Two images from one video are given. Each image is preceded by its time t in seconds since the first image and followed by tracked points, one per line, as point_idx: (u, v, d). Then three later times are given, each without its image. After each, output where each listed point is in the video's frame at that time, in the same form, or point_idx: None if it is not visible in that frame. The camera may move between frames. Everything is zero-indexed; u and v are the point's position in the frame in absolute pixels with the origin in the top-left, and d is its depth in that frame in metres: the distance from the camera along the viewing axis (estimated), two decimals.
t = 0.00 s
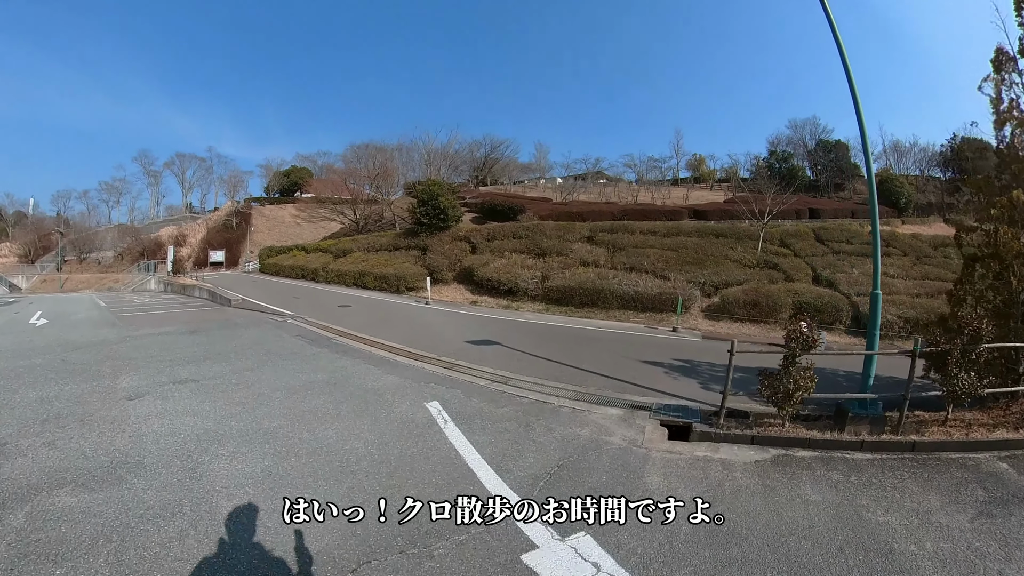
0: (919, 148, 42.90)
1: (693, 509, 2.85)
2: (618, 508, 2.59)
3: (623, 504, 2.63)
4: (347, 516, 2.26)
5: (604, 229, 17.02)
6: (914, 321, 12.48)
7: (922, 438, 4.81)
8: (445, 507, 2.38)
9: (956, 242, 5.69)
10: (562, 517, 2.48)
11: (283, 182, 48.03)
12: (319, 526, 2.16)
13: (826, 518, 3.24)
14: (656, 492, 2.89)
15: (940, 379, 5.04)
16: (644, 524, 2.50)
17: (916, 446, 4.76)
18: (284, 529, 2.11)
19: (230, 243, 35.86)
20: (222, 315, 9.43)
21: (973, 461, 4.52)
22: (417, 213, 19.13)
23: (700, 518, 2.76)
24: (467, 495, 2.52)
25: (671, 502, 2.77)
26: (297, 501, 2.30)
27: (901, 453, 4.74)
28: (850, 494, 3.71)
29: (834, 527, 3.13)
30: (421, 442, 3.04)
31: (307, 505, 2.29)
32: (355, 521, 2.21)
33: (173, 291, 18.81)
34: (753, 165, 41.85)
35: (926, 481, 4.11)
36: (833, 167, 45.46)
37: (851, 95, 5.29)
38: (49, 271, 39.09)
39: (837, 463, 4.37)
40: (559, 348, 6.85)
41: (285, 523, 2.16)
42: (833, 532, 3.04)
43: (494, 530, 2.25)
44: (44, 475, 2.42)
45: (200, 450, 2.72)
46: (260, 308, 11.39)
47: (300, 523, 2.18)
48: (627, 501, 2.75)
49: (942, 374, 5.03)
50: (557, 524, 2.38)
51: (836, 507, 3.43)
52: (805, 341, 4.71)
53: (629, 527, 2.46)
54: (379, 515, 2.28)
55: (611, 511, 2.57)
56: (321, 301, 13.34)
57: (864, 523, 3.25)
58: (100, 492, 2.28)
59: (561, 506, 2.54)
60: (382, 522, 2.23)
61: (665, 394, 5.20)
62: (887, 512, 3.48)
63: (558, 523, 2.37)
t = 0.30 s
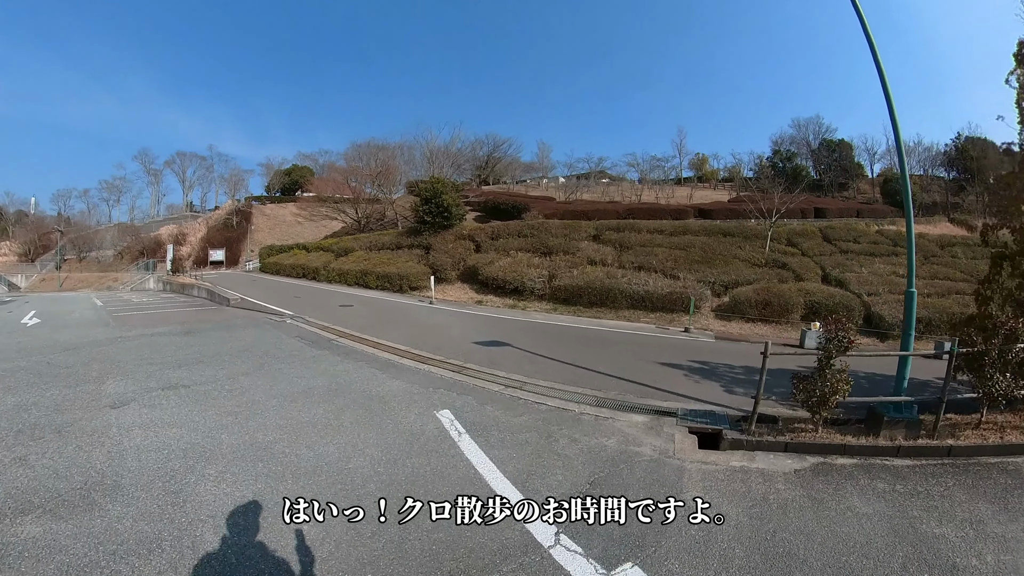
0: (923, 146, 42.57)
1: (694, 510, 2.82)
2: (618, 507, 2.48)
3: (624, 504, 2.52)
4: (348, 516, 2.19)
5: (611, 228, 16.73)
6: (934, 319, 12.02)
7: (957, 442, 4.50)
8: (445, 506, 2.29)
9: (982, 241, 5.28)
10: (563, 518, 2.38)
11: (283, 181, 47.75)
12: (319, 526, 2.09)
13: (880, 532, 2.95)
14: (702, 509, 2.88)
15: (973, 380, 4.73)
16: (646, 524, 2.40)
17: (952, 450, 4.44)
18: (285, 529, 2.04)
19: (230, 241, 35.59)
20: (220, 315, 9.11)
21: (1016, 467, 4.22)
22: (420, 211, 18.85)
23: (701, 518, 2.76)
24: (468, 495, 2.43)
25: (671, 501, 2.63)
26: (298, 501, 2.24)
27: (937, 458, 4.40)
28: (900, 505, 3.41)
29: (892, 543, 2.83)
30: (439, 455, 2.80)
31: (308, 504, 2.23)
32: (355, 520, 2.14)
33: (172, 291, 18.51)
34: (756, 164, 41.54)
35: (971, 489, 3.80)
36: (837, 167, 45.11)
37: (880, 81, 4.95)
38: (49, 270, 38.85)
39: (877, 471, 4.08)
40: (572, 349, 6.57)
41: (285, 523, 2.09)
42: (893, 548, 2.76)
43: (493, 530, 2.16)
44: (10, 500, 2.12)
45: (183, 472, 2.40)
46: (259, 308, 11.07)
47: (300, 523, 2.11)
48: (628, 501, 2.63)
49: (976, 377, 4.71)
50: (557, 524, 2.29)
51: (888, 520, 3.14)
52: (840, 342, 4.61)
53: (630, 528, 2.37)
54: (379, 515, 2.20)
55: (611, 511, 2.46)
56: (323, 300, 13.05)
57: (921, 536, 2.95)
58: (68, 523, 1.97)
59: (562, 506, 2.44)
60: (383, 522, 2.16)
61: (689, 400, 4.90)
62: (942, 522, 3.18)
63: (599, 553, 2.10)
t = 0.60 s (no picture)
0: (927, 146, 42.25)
1: (693, 509, 2.72)
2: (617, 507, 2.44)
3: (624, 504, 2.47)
4: (348, 516, 2.15)
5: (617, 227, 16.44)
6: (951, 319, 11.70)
7: (995, 450, 4.16)
8: (445, 506, 2.26)
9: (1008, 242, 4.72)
10: (562, 517, 2.34)
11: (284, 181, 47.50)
12: (318, 526, 2.05)
13: (940, 551, 2.63)
14: (751, 535, 2.55)
15: (1008, 386, 4.38)
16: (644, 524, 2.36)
17: (989, 459, 4.12)
18: (283, 529, 2.00)
19: (230, 241, 35.35)
20: (216, 318, 8.77)
21: None
22: (422, 211, 18.57)
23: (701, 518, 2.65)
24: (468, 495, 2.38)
25: (671, 501, 2.56)
26: (298, 501, 2.19)
27: (972, 467, 4.09)
28: (952, 519, 3.08)
29: (956, 564, 2.51)
30: (457, 480, 2.50)
31: (308, 505, 2.18)
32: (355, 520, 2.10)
33: (170, 292, 18.24)
34: (759, 163, 41.24)
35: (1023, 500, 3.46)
36: (840, 167, 44.73)
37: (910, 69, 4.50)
38: (48, 271, 38.65)
39: (919, 482, 3.70)
40: (586, 353, 6.25)
41: (285, 524, 2.06)
42: (958, 570, 2.44)
43: (492, 530, 2.13)
44: None
45: (159, 506, 2.07)
46: (258, 309, 10.78)
47: (300, 524, 2.07)
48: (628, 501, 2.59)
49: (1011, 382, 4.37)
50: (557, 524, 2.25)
51: (944, 537, 2.82)
52: (880, 348, 4.35)
53: (630, 527, 2.32)
54: (380, 515, 2.16)
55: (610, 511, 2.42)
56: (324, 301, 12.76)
57: (980, 555, 2.63)
58: (17, 573, 1.65)
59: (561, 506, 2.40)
60: (382, 522, 2.11)
61: (715, 408, 4.60)
62: (1002, 538, 2.87)
63: None
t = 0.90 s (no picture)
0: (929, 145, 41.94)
1: (693, 509, 2.51)
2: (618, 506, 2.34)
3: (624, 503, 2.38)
4: (347, 516, 2.08)
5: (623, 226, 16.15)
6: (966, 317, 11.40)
7: None
8: (445, 506, 2.17)
9: None
10: (563, 517, 2.24)
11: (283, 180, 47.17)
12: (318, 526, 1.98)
13: (1013, 566, 2.33)
14: (814, 554, 2.24)
15: None
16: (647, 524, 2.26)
17: None
18: (280, 529, 1.93)
19: (228, 241, 35.05)
20: (211, 318, 8.44)
21: None
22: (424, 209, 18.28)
23: (701, 517, 2.43)
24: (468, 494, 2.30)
25: (672, 501, 2.50)
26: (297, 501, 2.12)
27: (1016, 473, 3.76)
28: (1011, 527, 2.77)
29: None
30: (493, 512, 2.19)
31: (307, 504, 2.11)
32: (355, 521, 2.02)
33: (167, 292, 17.93)
34: (761, 163, 40.93)
35: None
36: (843, 167, 44.42)
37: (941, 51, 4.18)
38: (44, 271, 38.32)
39: (967, 487, 3.38)
40: (602, 356, 5.94)
41: (284, 523, 1.99)
42: None
43: (492, 531, 2.04)
44: None
45: (134, 547, 1.75)
46: (256, 310, 10.48)
47: (299, 524, 2.00)
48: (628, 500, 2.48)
49: None
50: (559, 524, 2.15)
51: (1009, 547, 2.53)
52: (922, 348, 4.06)
53: (631, 528, 2.22)
54: (379, 515, 2.08)
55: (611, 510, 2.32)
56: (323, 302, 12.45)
57: None
58: None
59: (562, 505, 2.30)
60: (382, 521, 2.04)
61: (746, 415, 4.29)
62: None
63: None
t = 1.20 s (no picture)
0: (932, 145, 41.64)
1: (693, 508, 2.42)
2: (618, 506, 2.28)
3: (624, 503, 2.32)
4: (347, 516, 2.08)
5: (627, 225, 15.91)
6: (979, 317, 11.12)
7: None
8: (445, 506, 2.16)
9: None
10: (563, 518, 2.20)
11: (281, 180, 46.85)
12: (316, 526, 1.98)
13: None
14: None
15: None
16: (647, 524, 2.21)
17: None
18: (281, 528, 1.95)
19: (226, 241, 34.78)
20: (205, 320, 8.17)
21: None
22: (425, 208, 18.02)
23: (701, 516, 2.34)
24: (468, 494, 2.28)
25: (672, 500, 2.42)
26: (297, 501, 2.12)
27: None
28: None
29: None
30: (514, 547, 1.95)
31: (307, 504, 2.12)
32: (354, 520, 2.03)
33: (164, 292, 17.67)
34: (763, 163, 40.64)
35: None
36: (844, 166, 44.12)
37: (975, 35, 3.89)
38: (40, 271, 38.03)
39: (1010, 497, 3.11)
40: (614, 360, 5.67)
41: (284, 523, 2.00)
42: None
43: (488, 532, 2.02)
44: None
45: None
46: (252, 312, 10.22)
47: (299, 523, 2.01)
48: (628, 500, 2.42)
49: None
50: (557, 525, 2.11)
51: None
52: (955, 355, 3.72)
53: (631, 527, 2.18)
54: (379, 515, 2.09)
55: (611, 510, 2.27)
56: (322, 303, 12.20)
57: None
58: None
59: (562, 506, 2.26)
60: (382, 521, 2.04)
61: (774, 424, 4.03)
62: None
63: None
